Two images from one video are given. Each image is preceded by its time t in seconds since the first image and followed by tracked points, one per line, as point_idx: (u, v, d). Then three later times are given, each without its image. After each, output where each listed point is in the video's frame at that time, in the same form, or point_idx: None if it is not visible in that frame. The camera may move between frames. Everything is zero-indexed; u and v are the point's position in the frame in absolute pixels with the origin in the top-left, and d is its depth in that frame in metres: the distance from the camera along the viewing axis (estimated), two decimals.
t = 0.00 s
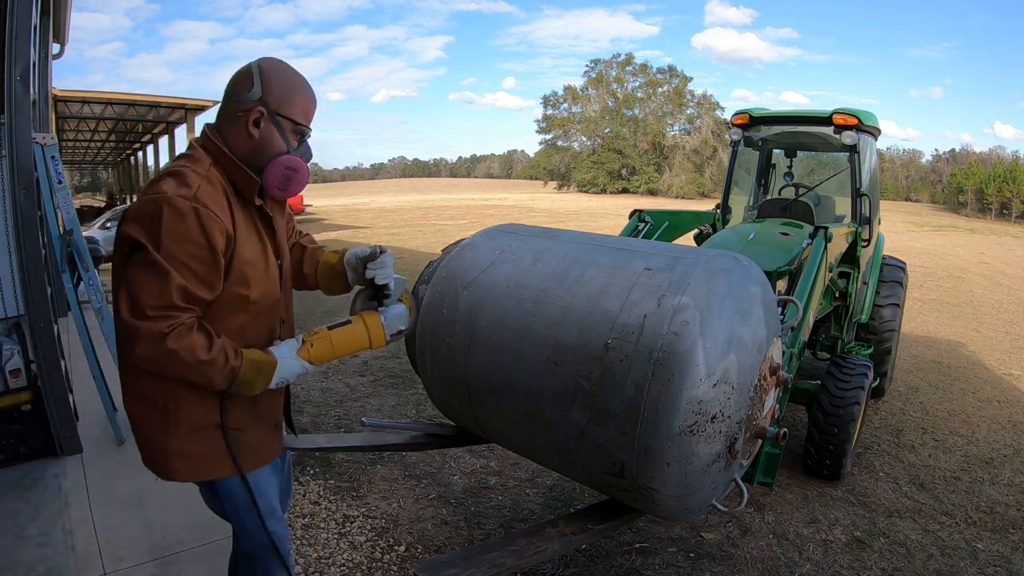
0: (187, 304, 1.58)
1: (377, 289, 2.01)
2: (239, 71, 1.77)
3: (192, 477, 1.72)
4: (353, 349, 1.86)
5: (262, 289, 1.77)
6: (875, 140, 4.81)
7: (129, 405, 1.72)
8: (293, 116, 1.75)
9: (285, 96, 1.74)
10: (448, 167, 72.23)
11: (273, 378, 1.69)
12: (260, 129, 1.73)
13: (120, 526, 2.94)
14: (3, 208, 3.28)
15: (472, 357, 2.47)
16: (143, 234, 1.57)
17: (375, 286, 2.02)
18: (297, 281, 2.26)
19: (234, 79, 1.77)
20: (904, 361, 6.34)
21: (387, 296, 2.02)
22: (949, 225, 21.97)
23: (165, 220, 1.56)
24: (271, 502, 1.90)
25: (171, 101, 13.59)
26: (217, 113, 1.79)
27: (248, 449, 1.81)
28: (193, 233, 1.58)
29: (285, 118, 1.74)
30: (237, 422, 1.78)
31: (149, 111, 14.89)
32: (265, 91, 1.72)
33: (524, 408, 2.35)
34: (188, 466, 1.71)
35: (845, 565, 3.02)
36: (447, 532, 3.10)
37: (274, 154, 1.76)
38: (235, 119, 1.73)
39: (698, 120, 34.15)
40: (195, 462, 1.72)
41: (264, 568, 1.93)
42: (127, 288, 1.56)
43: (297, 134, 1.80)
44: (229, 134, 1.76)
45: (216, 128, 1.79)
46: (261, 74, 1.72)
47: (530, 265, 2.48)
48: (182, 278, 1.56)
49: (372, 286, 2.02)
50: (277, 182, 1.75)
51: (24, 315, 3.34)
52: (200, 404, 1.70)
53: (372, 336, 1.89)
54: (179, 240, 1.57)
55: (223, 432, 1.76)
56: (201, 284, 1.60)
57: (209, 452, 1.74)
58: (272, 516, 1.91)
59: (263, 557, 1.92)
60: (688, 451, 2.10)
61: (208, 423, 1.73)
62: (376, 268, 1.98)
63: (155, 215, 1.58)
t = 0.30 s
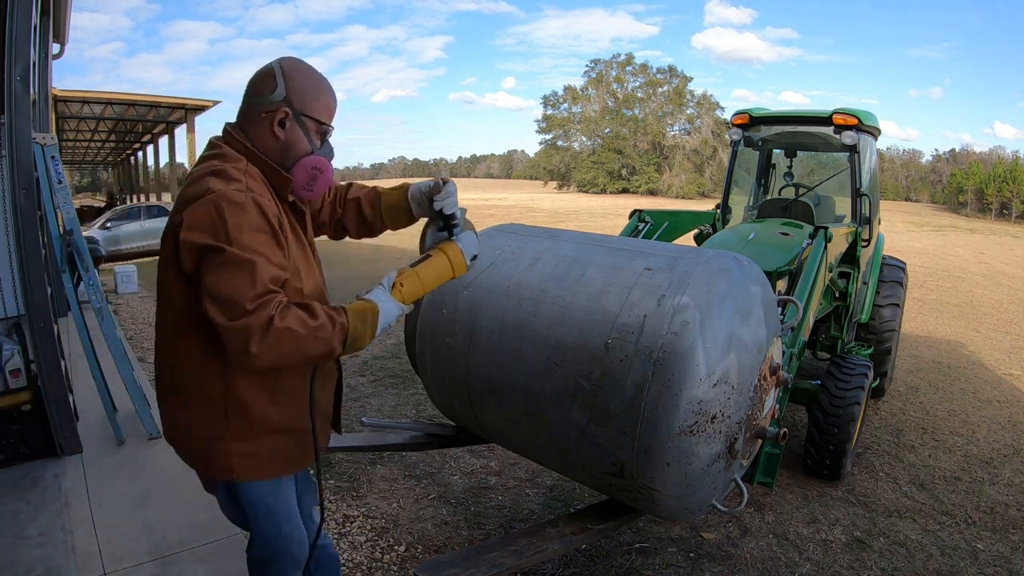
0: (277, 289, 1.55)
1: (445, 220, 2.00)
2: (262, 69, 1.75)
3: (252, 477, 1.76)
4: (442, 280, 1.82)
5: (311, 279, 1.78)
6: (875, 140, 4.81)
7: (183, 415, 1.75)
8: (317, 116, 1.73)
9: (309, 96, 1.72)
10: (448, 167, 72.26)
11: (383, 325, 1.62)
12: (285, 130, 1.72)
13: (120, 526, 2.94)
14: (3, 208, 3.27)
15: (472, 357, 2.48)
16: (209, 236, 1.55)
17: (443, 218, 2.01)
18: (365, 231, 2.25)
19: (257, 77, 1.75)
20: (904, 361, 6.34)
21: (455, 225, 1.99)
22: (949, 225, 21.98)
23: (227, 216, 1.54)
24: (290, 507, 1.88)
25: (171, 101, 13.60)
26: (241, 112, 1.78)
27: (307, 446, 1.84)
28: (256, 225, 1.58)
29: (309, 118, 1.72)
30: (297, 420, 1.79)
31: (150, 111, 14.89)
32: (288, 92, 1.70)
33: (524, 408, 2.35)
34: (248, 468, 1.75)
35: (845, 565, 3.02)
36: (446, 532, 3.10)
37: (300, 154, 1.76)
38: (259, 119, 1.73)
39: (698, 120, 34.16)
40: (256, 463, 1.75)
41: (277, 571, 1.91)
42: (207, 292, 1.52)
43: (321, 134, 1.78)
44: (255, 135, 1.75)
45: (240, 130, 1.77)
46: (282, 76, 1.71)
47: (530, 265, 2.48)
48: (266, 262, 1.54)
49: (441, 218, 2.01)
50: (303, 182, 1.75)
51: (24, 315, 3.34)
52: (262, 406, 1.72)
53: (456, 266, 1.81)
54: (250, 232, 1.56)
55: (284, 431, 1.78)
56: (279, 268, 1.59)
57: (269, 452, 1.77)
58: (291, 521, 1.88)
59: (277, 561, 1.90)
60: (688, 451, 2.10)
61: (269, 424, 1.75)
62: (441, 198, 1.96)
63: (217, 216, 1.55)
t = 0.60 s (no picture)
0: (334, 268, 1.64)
1: (488, 187, 2.16)
2: (303, 85, 1.86)
3: (258, 465, 1.81)
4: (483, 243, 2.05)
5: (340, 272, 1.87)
6: (875, 140, 4.81)
7: (198, 402, 1.81)
8: (354, 130, 1.87)
9: (348, 112, 1.85)
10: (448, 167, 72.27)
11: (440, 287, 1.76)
12: (325, 141, 1.84)
13: (120, 526, 2.94)
14: (3, 208, 3.26)
15: (472, 356, 2.48)
16: (263, 227, 1.61)
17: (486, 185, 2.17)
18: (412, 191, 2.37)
19: (299, 92, 1.86)
20: (904, 361, 6.33)
21: (498, 193, 2.17)
22: (950, 225, 21.96)
23: (279, 207, 1.63)
24: (299, 505, 1.94)
25: (171, 101, 13.59)
26: (281, 124, 1.89)
27: (313, 438, 1.89)
28: (305, 215, 1.68)
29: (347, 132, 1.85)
30: (308, 412, 1.85)
31: (149, 111, 14.87)
32: (329, 107, 1.82)
33: (525, 408, 2.35)
34: (256, 455, 1.80)
35: (845, 565, 3.02)
36: (446, 532, 3.10)
37: (336, 166, 1.88)
38: (300, 131, 1.84)
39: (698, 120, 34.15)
40: (263, 451, 1.81)
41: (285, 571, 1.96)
42: (264, 279, 1.58)
43: (355, 147, 1.92)
44: (296, 145, 1.86)
45: (279, 139, 1.87)
46: (324, 92, 1.82)
47: (530, 266, 2.48)
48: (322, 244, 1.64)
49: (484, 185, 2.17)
50: (337, 193, 1.86)
51: (24, 316, 3.34)
52: (278, 394, 1.79)
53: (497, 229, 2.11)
54: (301, 221, 1.65)
55: (294, 423, 1.84)
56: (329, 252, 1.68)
57: (278, 441, 1.83)
58: (300, 519, 1.95)
59: (285, 559, 1.94)
60: (688, 451, 2.09)
61: (280, 414, 1.81)
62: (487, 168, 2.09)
63: (269, 207, 1.63)
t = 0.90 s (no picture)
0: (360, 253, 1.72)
1: (505, 194, 2.24)
2: (328, 89, 1.96)
3: (259, 451, 1.83)
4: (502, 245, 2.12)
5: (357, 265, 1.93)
6: (875, 140, 4.81)
7: (206, 386, 1.84)
8: (377, 130, 1.97)
9: (373, 114, 1.95)
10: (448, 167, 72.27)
11: (458, 280, 1.84)
12: (352, 139, 1.93)
13: (120, 526, 2.94)
14: (3, 208, 3.26)
15: (472, 356, 2.48)
16: (296, 209, 1.67)
17: (504, 191, 2.24)
18: (432, 196, 2.45)
19: (325, 96, 1.96)
20: (904, 361, 6.33)
21: (515, 200, 2.25)
22: (950, 225, 21.97)
23: (312, 192, 1.70)
24: (297, 500, 1.95)
25: (171, 101, 13.59)
26: (307, 126, 1.97)
27: (314, 429, 1.92)
28: (335, 202, 1.75)
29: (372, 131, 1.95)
30: (312, 402, 1.89)
31: (149, 111, 14.87)
32: (356, 107, 1.92)
33: (524, 408, 2.35)
34: (258, 441, 1.83)
35: (845, 565, 3.02)
36: (446, 532, 3.10)
37: (361, 163, 1.96)
38: (328, 129, 1.91)
39: (698, 120, 34.16)
40: (266, 437, 1.84)
41: (279, 567, 1.94)
42: (293, 259, 1.64)
43: (377, 147, 2.01)
44: (322, 143, 1.93)
45: (307, 138, 1.95)
46: (351, 95, 1.92)
47: (530, 266, 2.47)
48: (351, 232, 1.71)
49: (503, 191, 2.24)
50: (362, 189, 1.91)
51: (24, 316, 3.34)
52: (287, 381, 1.83)
53: (515, 231, 2.15)
54: (331, 207, 1.72)
55: (298, 411, 1.87)
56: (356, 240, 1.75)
57: (282, 429, 1.86)
58: (298, 514, 1.95)
59: (280, 556, 1.93)
60: (688, 451, 2.10)
61: (286, 400, 1.84)
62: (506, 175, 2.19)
63: (302, 190, 1.69)
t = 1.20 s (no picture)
0: (370, 249, 1.73)
1: (513, 193, 2.25)
2: (339, 91, 1.96)
3: (263, 447, 1.84)
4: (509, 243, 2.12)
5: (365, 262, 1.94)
6: (875, 140, 4.81)
7: (211, 381, 1.84)
8: (387, 131, 1.97)
9: (383, 115, 1.96)
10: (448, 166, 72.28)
11: (467, 276, 1.84)
12: (362, 139, 1.93)
13: (120, 526, 2.94)
14: (3, 208, 3.26)
15: (472, 356, 2.48)
16: (308, 203, 1.68)
17: (512, 190, 2.25)
18: (440, 197, 2.45)
19: (336, 97, 1.97)
20: (904, 361, 6.33)
21: (522, 199, 2.26)
22: (950, 225, 21.97)
23: (325, 187, 1.71)
24: (298, 500, 1.95)
25: (171, 101, 13.60)
26: (318, 126, 1.97)
27: (318, 425, 1.92)
28: (347, 198, 1.76)
29: (382, 132, 1.95)
30: (317, 398, 1.89)
31: (149, 111, 14.87)
32: (367, 108, 1.93)
33: (524, 408, 2.35)
34: (262, 436, 1.83)
35: (845, 565, 3.02)
36: (446, 532, 3.10)
37: (371, 164, 1.97)
38: (339, 129, 1.92)
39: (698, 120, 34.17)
40: (270, 432, 1.84)
41: (278, 567, 1.94)
42: (305, 253, 1.64)
43: (387, 148, 2.01)
44: (332, 143, 1.93)
45: (318, 137, 1.95)
46: (363, 96, 1.93)
47: (530, 266, 2.46)
48: (362, 228, 1.72)
49: (510, 191, 2.25)
50: (371, 189, 1.94)
51: (24, 316, 3.34)
52: (294, 376, 1.84)
53: (522, 230, 2.16)
54: (343, 203, 1.73)
55: (303, 407, 1.88)
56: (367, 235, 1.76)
57: (287, 424, 1.86)
58: (298, 514, 1.95)
59: (279, 555, 1.93)
60: (688, 451, 2.10)
61: (291, 396, 1.85)
62: (515, 175, 2.19)
63: (315, 186, 1.70)
